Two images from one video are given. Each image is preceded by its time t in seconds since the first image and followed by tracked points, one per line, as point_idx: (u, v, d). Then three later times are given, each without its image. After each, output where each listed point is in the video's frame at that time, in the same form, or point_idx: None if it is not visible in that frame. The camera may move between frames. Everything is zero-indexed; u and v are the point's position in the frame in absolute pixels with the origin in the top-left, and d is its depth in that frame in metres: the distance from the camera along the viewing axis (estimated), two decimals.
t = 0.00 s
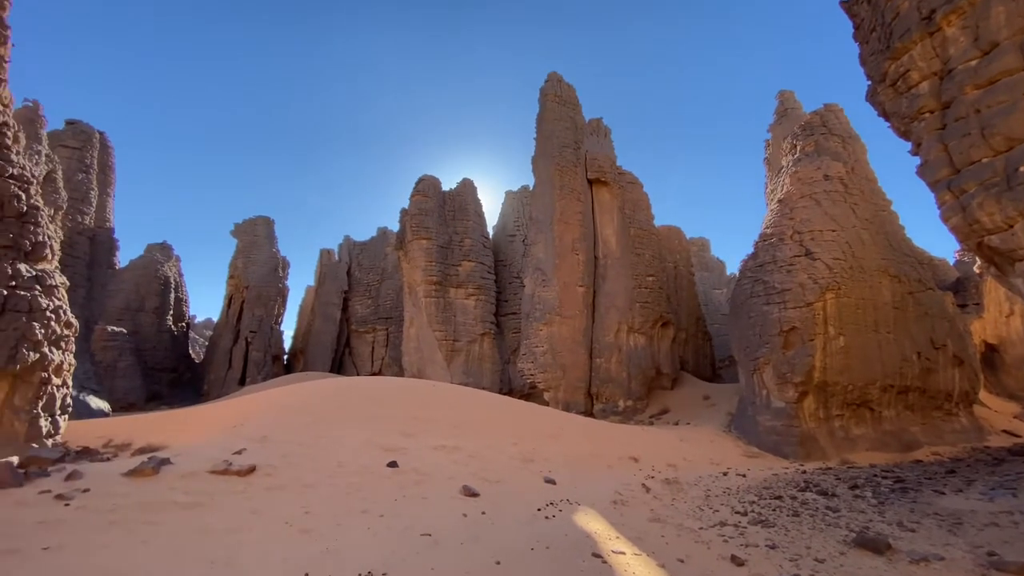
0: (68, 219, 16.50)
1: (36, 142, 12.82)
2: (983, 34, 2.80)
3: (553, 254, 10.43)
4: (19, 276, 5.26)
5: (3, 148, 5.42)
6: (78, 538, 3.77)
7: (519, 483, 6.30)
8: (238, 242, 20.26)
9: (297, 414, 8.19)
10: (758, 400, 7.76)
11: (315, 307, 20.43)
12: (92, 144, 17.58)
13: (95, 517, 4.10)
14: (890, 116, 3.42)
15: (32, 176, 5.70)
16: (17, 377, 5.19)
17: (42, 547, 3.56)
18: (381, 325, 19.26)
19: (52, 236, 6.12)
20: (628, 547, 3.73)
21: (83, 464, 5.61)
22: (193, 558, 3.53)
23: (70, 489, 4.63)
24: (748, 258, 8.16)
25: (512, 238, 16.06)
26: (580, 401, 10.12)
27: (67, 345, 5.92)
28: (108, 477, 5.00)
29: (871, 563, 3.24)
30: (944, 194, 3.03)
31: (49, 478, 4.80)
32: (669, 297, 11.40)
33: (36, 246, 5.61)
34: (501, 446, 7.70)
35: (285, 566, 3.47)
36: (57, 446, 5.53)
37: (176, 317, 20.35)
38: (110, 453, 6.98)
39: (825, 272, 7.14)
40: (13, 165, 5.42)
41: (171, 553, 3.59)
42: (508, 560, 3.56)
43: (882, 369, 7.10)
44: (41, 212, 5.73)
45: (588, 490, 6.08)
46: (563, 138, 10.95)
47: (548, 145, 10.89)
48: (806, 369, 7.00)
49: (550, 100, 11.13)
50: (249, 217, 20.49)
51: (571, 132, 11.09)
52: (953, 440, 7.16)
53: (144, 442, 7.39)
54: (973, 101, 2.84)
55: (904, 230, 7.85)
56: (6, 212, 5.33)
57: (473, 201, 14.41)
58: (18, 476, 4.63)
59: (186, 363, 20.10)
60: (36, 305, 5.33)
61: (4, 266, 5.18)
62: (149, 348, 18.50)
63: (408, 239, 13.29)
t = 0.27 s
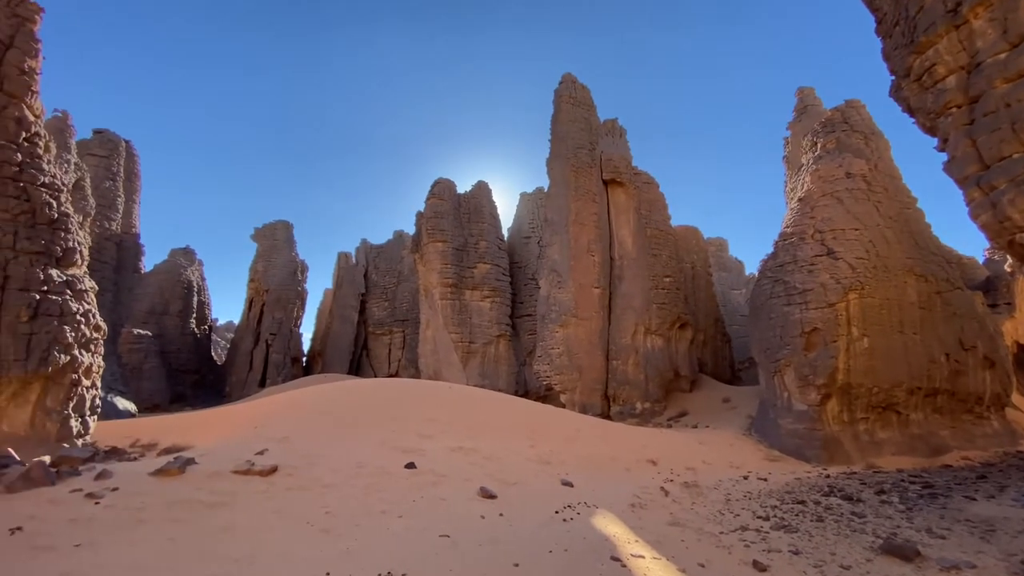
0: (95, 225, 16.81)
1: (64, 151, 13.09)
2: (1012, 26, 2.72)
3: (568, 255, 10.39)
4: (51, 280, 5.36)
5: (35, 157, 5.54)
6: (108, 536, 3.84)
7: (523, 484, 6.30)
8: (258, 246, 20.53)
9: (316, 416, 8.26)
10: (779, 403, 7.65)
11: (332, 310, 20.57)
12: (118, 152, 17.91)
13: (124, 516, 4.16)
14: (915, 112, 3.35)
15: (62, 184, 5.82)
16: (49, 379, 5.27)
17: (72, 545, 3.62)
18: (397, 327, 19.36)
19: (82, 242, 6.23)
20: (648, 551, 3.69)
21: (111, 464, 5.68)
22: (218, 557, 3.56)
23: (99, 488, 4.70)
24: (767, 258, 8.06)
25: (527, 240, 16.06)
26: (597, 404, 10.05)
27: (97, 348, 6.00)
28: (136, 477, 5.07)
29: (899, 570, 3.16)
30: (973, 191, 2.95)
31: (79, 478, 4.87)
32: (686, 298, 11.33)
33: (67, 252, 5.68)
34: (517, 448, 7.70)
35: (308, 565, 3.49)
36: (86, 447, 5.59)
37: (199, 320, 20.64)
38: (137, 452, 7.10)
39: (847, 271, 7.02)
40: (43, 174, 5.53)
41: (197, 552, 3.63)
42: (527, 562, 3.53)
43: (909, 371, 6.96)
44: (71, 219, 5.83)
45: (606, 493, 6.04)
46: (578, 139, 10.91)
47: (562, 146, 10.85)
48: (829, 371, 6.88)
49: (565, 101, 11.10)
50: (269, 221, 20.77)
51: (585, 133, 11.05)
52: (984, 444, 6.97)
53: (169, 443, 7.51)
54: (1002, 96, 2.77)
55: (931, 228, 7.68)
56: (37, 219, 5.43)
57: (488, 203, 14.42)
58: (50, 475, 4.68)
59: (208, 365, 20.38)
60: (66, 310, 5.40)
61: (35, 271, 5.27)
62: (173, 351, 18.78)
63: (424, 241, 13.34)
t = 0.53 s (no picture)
0: (127, 232, 17.18)
1: (95, 161, 13.42)
2: None
3: (586, 257, 10.32)
4: (85, 286, 5.48)
5: (69, 167, 5.69)
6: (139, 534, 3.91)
7: (544, 486, 6.30)
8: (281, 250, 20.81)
9: (339, 417, 8.35)
10: (805, 406, 7.51)
11: (353, 313, 20.78)
12: (147, 161, 18.30)
13: (155, 514, 4.24)
14: (945, 106, 3.26)
15: (95, 194, 5.96)
16: (84, 382, 5.38)
17: (106, 542, 3.70)
18: (417, 329, 19.45)
19: (114, 249, 6.37)
20: (670, 556, 3.64)
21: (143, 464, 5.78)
22: (244, 556, 3.60)
23: (132, 486, 4.79)
24: (792, 258, 7.93)
25: (544, 242, 16.03)
26: (617, 406, 9.97)
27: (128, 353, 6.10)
28: (167, 476, 5.16)
29: None
30: (1007, 187, 2.86)
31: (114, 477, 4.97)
32: (707, 299, 11.24)
33: (100, 259, 5.82)
34: (537, 451, 7.68)
35: (331, 565, 3.51)
36: (120, 447, 5.69)
37: (226, 324, 20.93)
38: (167, 453, 7.25)
39: (875, 271, 6.88)
40: (77, 183, 5.68)
41: (224, 551, 3.68)
42: (548, 566, 3.50)
43: (941, 373, 6.78)
44: (103, 227, 5.96)
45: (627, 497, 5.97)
46: (595, 141, 10.86)
47: (579, 148, 10.79)
48: (857, 374, 6.73)
49: (582, 103, 11.04)
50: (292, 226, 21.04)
51: (603, 134, 10.99)
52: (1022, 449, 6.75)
53: (198, 443, 7.63)
54: None
55: (963, 225, 7.49)
56: (73, 227, 5.55)
57: (506, 206, 14.43)
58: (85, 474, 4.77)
59: (234, 368, 20.66)
60: (98, 316, 5.52)
61: (70, 278, 5.38)
62: (200, 354, 19.08)
63: (442, 245, 13.38)
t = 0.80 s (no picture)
0: (160, 240, 17.62)
1: (132, 171, 13.75)
2: None
3: (608, 258, 10.25)
4: (122, 292, 5.60)
5: (107, 178, 5.87)
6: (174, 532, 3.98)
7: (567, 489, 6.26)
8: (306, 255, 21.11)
9: (364, 420, 8.45)
10: (837, 409, 7.34)
11: (377, 316, 21.02)
12: (180, 171, 18.72)
13: (189, 512, 4.31)
14: (982, 98, 3.15)
15: (132, 203, 6.11)
16: (122, 384, 5.48)
17: (143, 539, 3.78)
18: (439, 331, 19.54)
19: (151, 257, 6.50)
20: (698, 561, 3.57)
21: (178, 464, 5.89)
22: (273, 556, 3.64)
23: (168, 485, 4.89)
24: (821, 256, 7.79)
25: (565, 244, 15.98)
26: (641, 409, 9.87)
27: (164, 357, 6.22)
28: (198, 478, 5.25)
29: None
30: None
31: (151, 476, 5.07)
32: (733, 300, 11.06)
33: (136, 265, 5.97)
34: (560, 453, 7.65)
35: (359, 565, 3.53)
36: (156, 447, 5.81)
37: (254, 327, 21.30)
38: (200, 452, 7.40)
39: (910, 269, 6.70)
40: (115, 193, 5.84)
41: (253, 550, 3.72)
42: (574, 569, 3.47)
43: (982, 375, 6.53)
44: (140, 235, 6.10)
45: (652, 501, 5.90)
46: (616, 141, 10.76)
47: (600, 148, 10.72)
48: (892, 376, 6.57)
49: (601, 103, 10.98)
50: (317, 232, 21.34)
51: (624, 134, 10.89)
52: None
53: (229, 444, 7.77)
54: None
55: (1004, 220, 7.22)
56: (111, 235, 5.70)
57: (527, 209, 14.43)
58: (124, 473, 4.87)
59: (263, 370, 21.00)
60: (135, 321, 5.63)
61: (109, 284, 5.50)
62: (231, 357, 19.42)
63: (464, 247, 13.42)
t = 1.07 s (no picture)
0: (196, 248, 18.10)
1: (168, 181, 14.04)
2: None
3: (633, 258, 10.15)
4: (161, 298, 5.75)
5: (145, 189, 6.07)
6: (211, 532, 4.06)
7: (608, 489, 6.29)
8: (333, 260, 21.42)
9: (391, 424, 8.55)
10: (876, 411, 7.14)
11: (403, 319, 21.28)
12: (214, 180, 19.12)
13: (226, 513, 4.40)
14: None
15: (169, 212, 6.31)
16: (161, 387, 5.60)
17: (183, 538, 3.86)
18: (463, 333, 19.61)
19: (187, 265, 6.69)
20: (731, 566, 3.49)
21: (217, 463, 6.18)
22: (306, 555, 3.69)
23: (206, 485, 4.99)
24: (856, 253, 7.59)
25: (588, 244, 15.89)
26: (669, 411, 9.74)
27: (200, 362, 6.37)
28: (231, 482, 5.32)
29: None
30: None
31: (189, 475, 5.20)
32: (764, 299, 10.84)
33: (174, 272, 6.14)
34: (587, 455, 7.62)
35: (388, 564, 3.54)
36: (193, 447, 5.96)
37: (285, 330, 21.73)
38: (235, 452, 7.61)
39: (952, 264, 6.47)
40: (153, 203, 6.03)
41: (286, 550, 3.78)
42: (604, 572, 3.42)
43: None
44: (176, 243, 6.28)
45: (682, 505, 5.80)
46: (640, 139, 10.63)
47: (623, 147, 10.64)
48: (935, 377, 6.36)
49: (625, 102, 10.89)
50: (345, 237, 21.66)
51: (647, 132, 10.75)
52: None
53: (263, 444, 7.93)
54: None
55: None
56: (150, 243, 5.88)
57: (550, 210, 14.39)
58: (163, 474, 4.94)
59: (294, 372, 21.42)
60: (172, 325, 5.78)
61: (148, 290, 5.65)
62: (263, 359, 19.81)
63: (487, 250, 13.45)
